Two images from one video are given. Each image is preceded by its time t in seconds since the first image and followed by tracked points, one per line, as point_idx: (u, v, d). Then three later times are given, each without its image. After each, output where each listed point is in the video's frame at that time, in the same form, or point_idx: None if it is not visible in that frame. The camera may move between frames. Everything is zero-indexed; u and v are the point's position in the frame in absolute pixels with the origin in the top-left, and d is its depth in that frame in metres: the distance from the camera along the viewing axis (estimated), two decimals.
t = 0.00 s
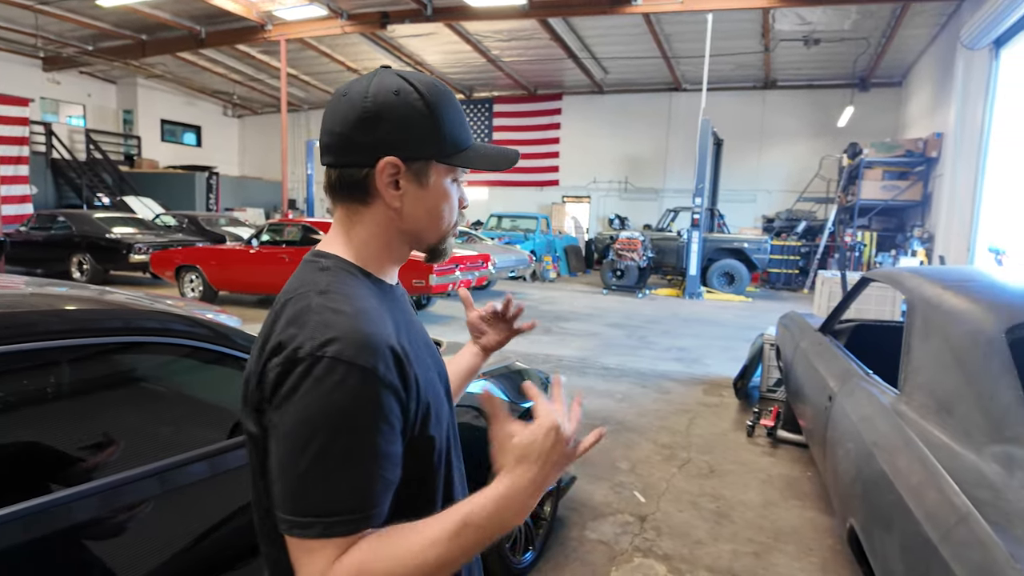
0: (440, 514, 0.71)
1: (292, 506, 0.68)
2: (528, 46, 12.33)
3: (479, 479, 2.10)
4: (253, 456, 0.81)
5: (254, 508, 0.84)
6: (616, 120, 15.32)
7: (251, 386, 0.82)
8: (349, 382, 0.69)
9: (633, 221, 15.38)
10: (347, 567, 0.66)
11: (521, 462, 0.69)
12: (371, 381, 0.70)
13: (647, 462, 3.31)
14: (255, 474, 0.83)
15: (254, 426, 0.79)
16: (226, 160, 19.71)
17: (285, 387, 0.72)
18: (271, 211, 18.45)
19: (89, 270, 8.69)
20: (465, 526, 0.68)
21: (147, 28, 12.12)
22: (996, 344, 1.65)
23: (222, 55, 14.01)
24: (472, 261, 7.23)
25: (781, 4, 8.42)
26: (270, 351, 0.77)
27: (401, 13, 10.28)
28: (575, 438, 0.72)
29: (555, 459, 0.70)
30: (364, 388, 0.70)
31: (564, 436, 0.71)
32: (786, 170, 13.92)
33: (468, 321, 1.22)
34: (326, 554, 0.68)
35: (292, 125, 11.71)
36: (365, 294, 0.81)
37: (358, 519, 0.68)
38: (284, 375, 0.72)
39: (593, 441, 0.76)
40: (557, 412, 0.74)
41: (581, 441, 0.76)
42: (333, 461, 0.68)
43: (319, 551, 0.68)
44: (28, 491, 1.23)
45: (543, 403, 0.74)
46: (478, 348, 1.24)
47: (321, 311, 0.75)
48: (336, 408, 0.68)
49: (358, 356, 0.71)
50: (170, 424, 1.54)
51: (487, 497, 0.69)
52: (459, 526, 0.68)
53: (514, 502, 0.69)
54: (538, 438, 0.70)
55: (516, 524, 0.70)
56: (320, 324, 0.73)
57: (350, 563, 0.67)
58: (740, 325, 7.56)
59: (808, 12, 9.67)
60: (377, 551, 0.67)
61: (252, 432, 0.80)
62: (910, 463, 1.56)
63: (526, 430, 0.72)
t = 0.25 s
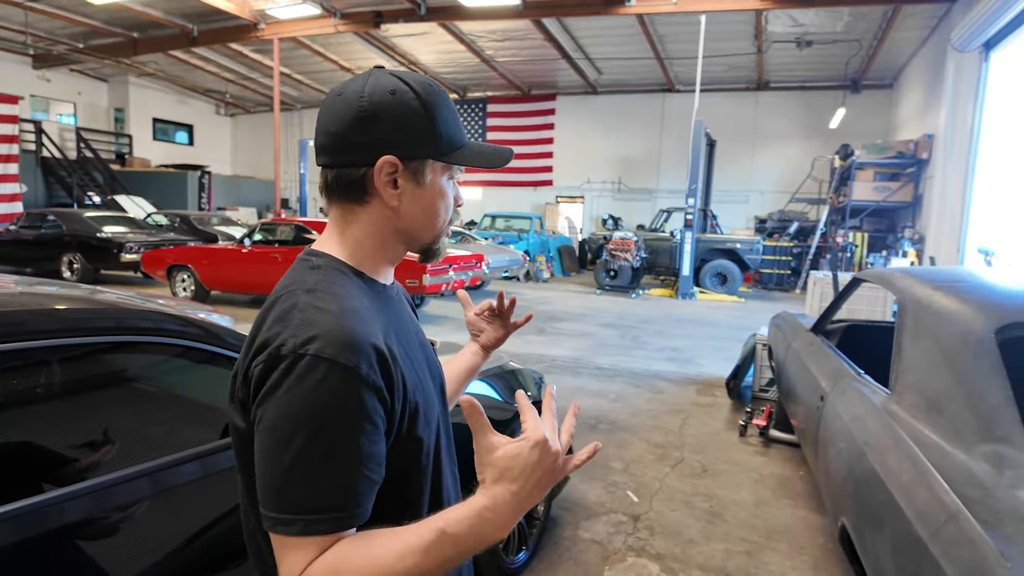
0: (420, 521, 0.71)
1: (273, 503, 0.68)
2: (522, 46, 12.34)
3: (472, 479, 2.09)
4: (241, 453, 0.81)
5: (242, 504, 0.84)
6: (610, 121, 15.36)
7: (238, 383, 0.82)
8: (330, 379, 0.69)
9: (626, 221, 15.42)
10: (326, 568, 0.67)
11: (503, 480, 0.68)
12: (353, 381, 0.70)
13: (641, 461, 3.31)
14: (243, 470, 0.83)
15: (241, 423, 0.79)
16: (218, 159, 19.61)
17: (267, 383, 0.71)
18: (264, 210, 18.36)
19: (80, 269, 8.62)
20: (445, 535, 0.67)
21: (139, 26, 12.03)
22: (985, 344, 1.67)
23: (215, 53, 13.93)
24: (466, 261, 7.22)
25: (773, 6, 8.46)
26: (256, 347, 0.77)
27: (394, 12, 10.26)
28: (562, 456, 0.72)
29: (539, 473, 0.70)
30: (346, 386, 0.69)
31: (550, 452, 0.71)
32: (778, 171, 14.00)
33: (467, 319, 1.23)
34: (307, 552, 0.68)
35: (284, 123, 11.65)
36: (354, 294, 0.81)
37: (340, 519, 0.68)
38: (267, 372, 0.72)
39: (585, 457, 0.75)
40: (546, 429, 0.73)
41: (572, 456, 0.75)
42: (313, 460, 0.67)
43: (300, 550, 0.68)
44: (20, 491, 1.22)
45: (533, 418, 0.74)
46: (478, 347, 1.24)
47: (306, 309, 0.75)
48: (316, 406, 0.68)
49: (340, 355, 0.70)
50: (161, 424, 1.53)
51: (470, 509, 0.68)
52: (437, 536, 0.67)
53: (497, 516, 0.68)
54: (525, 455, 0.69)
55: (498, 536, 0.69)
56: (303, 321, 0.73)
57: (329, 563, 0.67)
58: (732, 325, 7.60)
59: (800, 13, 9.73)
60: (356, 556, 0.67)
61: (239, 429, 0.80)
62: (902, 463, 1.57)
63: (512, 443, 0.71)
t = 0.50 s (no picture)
0: (420, 518, 0.71)
1: (271, 502, 0.68)
2: (517, 46, 12.34)
3: (466, 479, 2.09)
4: (237, 451, 0.81)
5: (237, 502, 0.84)
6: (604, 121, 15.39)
7: (234, 381, 0.81)
8: (327, 378, 0.68)
9: (621, 221, 15.45)
10: (326, 566, 0.67)
11: (503, 476, 0.68)
12: (352, 379, 0.70)
13: (635, 461, 3.32)
14: (238, 468, 0.82)
15: (237, 421, 0.79)
16: (211, 158, 19.51)
17: (264, 382, 0.71)
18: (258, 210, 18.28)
19: (71, 269, 8.56)
20: (446, 532, 0.68)
21: (132, 25, 11.96)
22: (978, 343, 1.68)
23: (208, 52, 13.86)
24: (461, 260, 7.21)
25: (767, 7, 8.50)
26: (251, 347, 0.76)
27: (389, 11, 10.24)
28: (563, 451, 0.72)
29: (539, 470, 0.70)
30: (344, 384, 0.69)
31: (550, 449, 0.71)
32: (771, 172, 14.07)
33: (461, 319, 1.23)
34: (306, 550, 0.68)
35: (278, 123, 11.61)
36: (351, 292, 0.81)
37: (338, 516, 0.68)
38: (264, 371, 0.71)
39: (584, 453, 0.75)
40: (545, 425, 0.73)
41: (570, 453, 0.75)
42: (311, 459, 0.67)
43: (299, 549, 0.68)
44: (12, 491, 1.21)
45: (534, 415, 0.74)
46: (472, 346, 1.24)
47: (302, 307, 0.75)
48: (314, 405, 0.68)
49: (338, 352, 0.70)
50: (155, 424, 1.53)
51: (470, 505, 0.69)
52: (439, 531, 0.68)
53: (497, 512, 0.68)
54: (526, 452, 0.69)
55: (498, 531, 0.69)
56: (300, 320, 0.73)
57: (330, 561, 0.67)
58: (726, 325, 7.62)
59: (794, 15, 9.78)
60: (357, 553, 0.67)
61: (235, 427, 0.79)
62: (894, 462, 1.58)
63: (512, 441, 0.71)
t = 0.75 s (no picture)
0: (416, 518, 0.70)
1: (266, 502, 0.67)
2: (511, 46, 12.34)
3: (459, 479, 2.08)
4: (229, 451, 0.80)
5: (228, 502, 0.83)
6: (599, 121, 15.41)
7: (226, 382, 0.80)
8: (326, 376, 0.68)
9: (615, 221, 15.47)
10: (322, 567, 0.66)
11: (503, 476, 0.68)
12: (351, 379, 0.70)
13: (629, 461, 3.32)
14: (231, 469, 0.81)
15: (231, 421, 0.78)
16: (204, 157, 19.39)
17: (260, 381, 0.70)
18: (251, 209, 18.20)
19: (63, 268, 8.49)
20: (444, 531, 0.67)
21: (124, 23, 11.88)
22: (968, 343, 1.69)
23: (201, 51, 13.77)
24: (455, 260, 7.19)
25: (761, 8, 8.53)
26: (245, 346, 0.75)
27: (383, 11, 10.21)
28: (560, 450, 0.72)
29: (537, 470, 0.70)
30: (341, 383, 0.68)
31: (548, 449, 0.71)
32: (765, 172, 14.12)
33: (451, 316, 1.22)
34: (302, 550, 0.67)
35: (271, 122, 11.56)
36: (345, 291, 0.80)
37: (334, 516, 0.67)
38: (260, 370, 0.70)
39: (579, 452, 0.75)
40: (543, 426, 0.73)
41: (566, 454, 0.75)
42: (307, 459, 0.67)
43: (294, 550, 0.67)
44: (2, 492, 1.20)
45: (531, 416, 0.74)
46: (460, 343, 1.23)
47: (298, 306, 0.74)
48: (312, 405, 0.67)
49: (336, 350, 0.70)
50: (147, 425, 1.52)
51: (469, 506, 0.68)
52: (438, 531, 0.67)
53: (496, 512, 0.68)
54: (525, 452, 0.69)
55: (497, 531, 0.68)
56: (296, 319, 0.72)
57: (327, 561, 0.66)
58: (719, 325, 7.65)
59: (787, 16, 9.82)
60: (354, 553, 0.67)
61: (228, 427, 0.78)
62: (885, 461, 1.59)
63: (511, 441, 0.71)
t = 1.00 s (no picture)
0: (411, 520, 0.70)
1: (260, 506, 0.67)
2: (505, 47, 12.34)
3: (452, 479, 2.08)
4: (222, 455, 0.79)
5: (221, 507, 0.82)
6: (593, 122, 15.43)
7: (217, 386, 0.79)
8: (319, 380, 0.68)
9: (609, 221, 15.50)
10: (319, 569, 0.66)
11: (498, 475, 0.68)
12: (344, 382, 0.69)
13: (623, 460, 3.33)
14: (224, 474, 0.81)
15: (223, 425, 0.77)
16: (197, 157, 19.29)
17: (251, 385, 0.70)
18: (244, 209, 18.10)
19: (54, 268, 8.42)
20: (441, 531, 0.67)
21: (116, 22, 11.80)
22: (958, 343, 1.69)
23: (194, 50, 13.70)
24: (450, 260, 7.17)
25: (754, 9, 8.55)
26: (237, 349, 0.74)
27: (377, 11, 10.20)
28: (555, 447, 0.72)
29: (532, 468, 0.69)
30: (334, 385, 0.68)
31: (544, 447, 0.70)
32: (758, 173, 14.18)
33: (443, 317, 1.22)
34: (298, 554, 0.66)
35: (264, 122, 11.51)
36: (336, 293, 0.80)
37: (329, 519, 0.67)
38: (251, 373, 0.70)
39: (574, 449, 0.75)
40: (538, 425, 0.73)
41: (560, 451, 0.75)
42: (302, 463, 0.66)
43: (290, 553, 0.67)
44: None
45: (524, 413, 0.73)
46: (453, 344, 1.23)
47: (290, 309, 0.74)
48: (305, 408, 0.67)
49: (329, 353, 0.69)
50: (140, 426, 1.50)
51: (464, 505, 0.68)
52: (435, 531, 0.67)
53: (492, 511, 0.67)
54: (520, 450, 0.69)
55: (492, 530, 0.68)
56: (288, 322, 0.72)
57: (323, 563, 0.66)
58: (713, 325, 7.67)
59: (781, 17, 9.86)
60: (350, 555, 0.66)
61: (220, 431, 0.78)
62: (877, 461, 1.60)
63: (506, 439, 0.71)
